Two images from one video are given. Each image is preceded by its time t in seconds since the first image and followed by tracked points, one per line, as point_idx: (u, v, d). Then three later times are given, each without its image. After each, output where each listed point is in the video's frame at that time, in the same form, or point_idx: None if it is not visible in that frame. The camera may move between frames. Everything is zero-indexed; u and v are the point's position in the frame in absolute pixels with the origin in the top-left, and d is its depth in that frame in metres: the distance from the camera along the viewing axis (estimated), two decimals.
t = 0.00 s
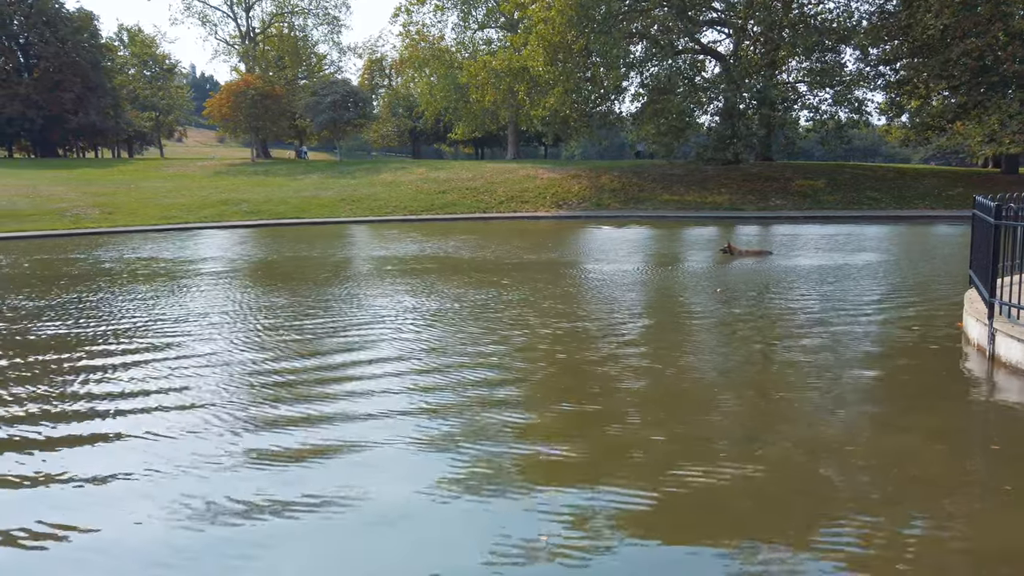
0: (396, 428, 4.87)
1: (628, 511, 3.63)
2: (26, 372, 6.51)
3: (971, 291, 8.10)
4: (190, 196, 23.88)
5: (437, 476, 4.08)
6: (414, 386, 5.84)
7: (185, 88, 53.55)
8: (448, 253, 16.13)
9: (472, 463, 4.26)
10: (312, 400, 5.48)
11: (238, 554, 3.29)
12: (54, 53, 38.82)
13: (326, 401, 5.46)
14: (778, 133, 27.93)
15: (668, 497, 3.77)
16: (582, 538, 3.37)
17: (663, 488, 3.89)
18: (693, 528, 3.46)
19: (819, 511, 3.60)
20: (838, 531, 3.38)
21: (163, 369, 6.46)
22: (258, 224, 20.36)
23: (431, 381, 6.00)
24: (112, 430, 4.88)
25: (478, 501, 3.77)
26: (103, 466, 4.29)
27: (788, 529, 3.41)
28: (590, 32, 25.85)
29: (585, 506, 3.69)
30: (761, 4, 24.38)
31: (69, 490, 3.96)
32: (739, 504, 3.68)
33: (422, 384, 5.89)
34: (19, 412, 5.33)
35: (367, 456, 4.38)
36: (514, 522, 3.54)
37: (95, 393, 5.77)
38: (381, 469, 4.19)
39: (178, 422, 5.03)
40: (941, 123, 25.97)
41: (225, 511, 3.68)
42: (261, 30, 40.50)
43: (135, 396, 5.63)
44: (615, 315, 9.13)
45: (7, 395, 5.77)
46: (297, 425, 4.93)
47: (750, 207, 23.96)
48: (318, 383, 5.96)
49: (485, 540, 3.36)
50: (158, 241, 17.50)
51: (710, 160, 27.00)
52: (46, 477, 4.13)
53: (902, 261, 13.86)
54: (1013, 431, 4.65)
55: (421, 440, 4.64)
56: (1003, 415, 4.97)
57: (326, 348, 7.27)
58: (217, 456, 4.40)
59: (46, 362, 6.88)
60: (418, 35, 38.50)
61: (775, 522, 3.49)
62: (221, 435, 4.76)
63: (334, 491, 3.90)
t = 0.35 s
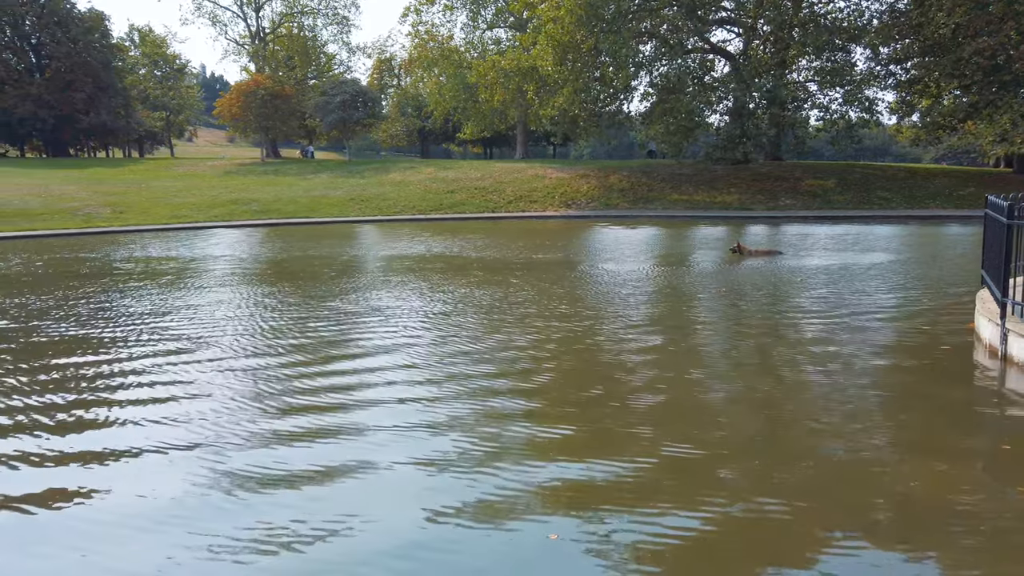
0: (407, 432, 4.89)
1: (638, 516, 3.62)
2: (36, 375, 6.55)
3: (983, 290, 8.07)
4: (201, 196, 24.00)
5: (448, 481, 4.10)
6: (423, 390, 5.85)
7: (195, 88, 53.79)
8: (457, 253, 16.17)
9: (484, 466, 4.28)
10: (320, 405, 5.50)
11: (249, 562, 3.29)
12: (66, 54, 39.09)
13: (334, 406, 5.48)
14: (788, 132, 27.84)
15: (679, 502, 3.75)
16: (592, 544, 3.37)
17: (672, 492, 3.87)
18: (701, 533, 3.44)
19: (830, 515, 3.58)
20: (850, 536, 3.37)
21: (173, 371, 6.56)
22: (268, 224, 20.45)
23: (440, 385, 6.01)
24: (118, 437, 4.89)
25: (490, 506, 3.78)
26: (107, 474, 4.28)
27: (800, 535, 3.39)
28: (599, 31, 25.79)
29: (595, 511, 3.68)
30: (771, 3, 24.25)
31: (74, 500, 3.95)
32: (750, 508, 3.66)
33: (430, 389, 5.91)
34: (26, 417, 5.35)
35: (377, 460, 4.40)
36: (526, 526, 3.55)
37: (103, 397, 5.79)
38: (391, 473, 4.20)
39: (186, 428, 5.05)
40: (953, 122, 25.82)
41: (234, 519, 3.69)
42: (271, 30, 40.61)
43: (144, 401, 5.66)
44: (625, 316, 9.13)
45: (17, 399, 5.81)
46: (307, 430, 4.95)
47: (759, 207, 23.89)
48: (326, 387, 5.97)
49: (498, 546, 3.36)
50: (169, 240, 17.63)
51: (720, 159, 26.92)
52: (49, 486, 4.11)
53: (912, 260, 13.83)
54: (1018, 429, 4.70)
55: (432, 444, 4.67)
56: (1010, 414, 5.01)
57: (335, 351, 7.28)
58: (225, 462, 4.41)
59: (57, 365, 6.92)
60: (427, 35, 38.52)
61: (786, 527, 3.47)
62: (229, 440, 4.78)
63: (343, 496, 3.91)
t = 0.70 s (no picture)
0: (418, 431, 4.93)
1: (650, 521, 3.61)
2: (44, 376, 6.55)
3: (996, 292, 8.01)
4: (211, 195, 24.07)
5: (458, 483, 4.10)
6: (432, 390, 5.88)
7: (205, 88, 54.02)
8: (466, 252, 16.23)
9: (494, 468, 4.29)
10: (329, 405, 5.52)
11: (263, 565, 3.28)
12: (77, 54, 39.33)
13: (344, 406, 5.51)
14: (797, 132, 27.76)
15: (691, 508, 3.73)
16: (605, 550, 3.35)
17: (685, 497, 3.86)
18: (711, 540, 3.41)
19: (846, 520, 3.57)
20: (862, 542, 3.37)
21: (180, 373, 6.53)
22: (277, 224, 20.50)
23: (449, 386, 6.03)
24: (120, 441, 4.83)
25: (501, 507, 3.79)
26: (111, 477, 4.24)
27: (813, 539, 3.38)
28: (608, 31, 25.72)
29: (605, 515, 3.67)
30: (780, 3, 24.15)
31: (77, 504, 3.90)
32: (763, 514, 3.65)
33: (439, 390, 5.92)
34: (33, 418, 5.34)
35: (387, 461, 4.40)
36: (537, 530, 3.55)
37: (111, 399, 5.78)
38: (402, 475, 4.22)
39: (194, 430, 5.02)
40: (964, 122, 25.70)
41: (246, 520, 3.69)
42: (281, 30, 40.73)
43: (152, 402, 5.66)
44: (635, 317, 9.13)
45: (22, 402, 5.80)
46: (316, 431, 4.97)
47: (769, 207, 23.81)
48: (335, 388, 6.01)
49: (509, 551, 3.36)
50: (178, 240, 17.68)
51: (729, 159, 26.83)
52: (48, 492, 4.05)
53: (924, 261, 13.75)
54: None
55: (441, 447, 4.65)
56: None
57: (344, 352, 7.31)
58: (234, 463, 4.41)
59: (64, 366, 6.92)
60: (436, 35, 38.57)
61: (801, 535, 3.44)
62: (238, 443, 4.77)
63: (355, 497, 3.93)
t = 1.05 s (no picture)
0: (427, 436, 4.91)
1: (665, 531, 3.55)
2: (52, 378, 6.55)
3: (1004, 292, 8.07)
4: (221, 195, 24.20)
5: (469, 491, 4.06)
6: (443, 390, 6.00)
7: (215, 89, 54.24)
8: (475, 252, 16.26)
9: (504, 474, 4.26)
10: (337, 409, 5.51)
11: (279, 564, 3.35)
12: (89, 55, 39.56)
13: (351, 409, 5.50)
14: (807, 132, 27.70)
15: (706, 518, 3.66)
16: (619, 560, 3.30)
17: (693, 490, 3.97)
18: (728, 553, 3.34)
19: (864, 528, 3.51)
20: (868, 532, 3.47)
21: (193, 371, 6.66)
22: (287, 223, 20.63)
23: (458, 389, 6.02)
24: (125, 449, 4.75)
25: (513, 515, 3.75)
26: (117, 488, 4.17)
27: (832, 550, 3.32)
28: (617, 31, 25.67)
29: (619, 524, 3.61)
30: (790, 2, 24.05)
31: (82, 515, 3.83)
32: (782, 523, 3.58)
33: (447, 393, 5.91)
34: (40, 422, 5.31)
35: (395, 467, 4.37)
36: (549, 539, 3.50)
37: (120, 402, 5.78)
38: (412, 481, 4.19)
39: (201, 437, 4.96)
40: (975, 121, 25.60)
41: (256, 530, 3.64)
42: (291, 30, 40.85)
43: (160, 406, 5.65)
44: (644, 319, 9.09)
45: (30, 405, 5.79)
46: (325, 435, 4.95)
47: (778, 207, 23.76)
48: (343, 390, 6.01)
49: (523, 560, 3.32)
50: (189, 239, 17.82)
51: (738, 159, 26.78)
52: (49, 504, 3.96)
53: (934, 261, 13.77)
54: None
55: (455, 443, 4.78)
56: None
57: (350, 353, 7.32)
58: (241, 471, 4.34)
59: (72, 368, 6.94)
60: (445, 35, 38.62)
61: (818, 545, 3.38)
62: (245, 449, 4.71)
63: (366, 505, 3.88)
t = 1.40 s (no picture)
0: (433, 439, 4.89)
1: (672, 540, 3.50)
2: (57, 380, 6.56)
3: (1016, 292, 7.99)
4: (230, 194, 24.26)
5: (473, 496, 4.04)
6: (450, 394, 5.96)
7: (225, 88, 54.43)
8: (482, 251, 16.26)
9: (509, 479, 4.23)
10: (342, 413, 5.49)
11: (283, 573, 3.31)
12: (99, 54, 39.76)
13: (356, 413, 5.49)
14: (817, 130, 27.60)
15: (716, 526, 3.62)
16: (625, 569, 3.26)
17: (703, 499, 3.91)
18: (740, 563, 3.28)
19: (875, 539, 3.44)
20: (880, 542, 3.41)
21: (199, 376, 6.64)
22: (296, 222, 20.67)
23: (463, 392, 6.00)
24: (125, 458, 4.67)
25: (517, 521, 3.72)
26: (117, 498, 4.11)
27: (844, 559, 3.26)
28: (626, 29, 25.57)
29: (626, 532, 3.57)
30: None
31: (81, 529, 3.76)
32: (792, 532, 3.52)
33: (452, 396, 5.90)
34: (42, 427, 5.29)
35: (399, 473, 4.35)
36: (557, 550, 3.44)
37: (124, 406, 5.76)
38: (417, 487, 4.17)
39: (204, 444, 4.91)
40: (986, 119, 25.44)
41: (260, 540, 3.60)
42: (300, 30, 40.91)
43: (164, 410, 5.63)
44: (651, 320, 9.05)
45: (34, 409, 5.76)
46: (329, 440, 4.94)
47: (788, 205, 23.68)
48: (348, 394, 6.00)
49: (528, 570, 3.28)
50: (199, 238, 17.88)
51: (748, 157, 26.69)
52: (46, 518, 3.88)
53: (945, 260, 13.69)
54: None
55: (461, 448, 4.75)
56: None
57: (354, 357, 7.29)
58: (244, 480, 4.30)
59: (76, 370, 6.94)
60: (453, 34, 38.62)
61: (830, 554, 3.32)
62: (249, 456, 4.68)
63: (370, 513, 3.86)
